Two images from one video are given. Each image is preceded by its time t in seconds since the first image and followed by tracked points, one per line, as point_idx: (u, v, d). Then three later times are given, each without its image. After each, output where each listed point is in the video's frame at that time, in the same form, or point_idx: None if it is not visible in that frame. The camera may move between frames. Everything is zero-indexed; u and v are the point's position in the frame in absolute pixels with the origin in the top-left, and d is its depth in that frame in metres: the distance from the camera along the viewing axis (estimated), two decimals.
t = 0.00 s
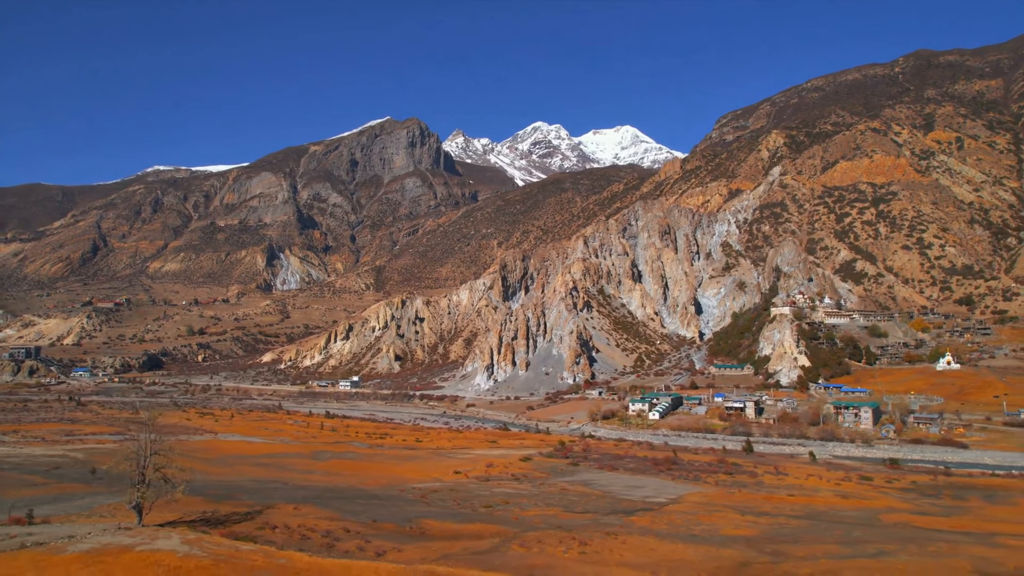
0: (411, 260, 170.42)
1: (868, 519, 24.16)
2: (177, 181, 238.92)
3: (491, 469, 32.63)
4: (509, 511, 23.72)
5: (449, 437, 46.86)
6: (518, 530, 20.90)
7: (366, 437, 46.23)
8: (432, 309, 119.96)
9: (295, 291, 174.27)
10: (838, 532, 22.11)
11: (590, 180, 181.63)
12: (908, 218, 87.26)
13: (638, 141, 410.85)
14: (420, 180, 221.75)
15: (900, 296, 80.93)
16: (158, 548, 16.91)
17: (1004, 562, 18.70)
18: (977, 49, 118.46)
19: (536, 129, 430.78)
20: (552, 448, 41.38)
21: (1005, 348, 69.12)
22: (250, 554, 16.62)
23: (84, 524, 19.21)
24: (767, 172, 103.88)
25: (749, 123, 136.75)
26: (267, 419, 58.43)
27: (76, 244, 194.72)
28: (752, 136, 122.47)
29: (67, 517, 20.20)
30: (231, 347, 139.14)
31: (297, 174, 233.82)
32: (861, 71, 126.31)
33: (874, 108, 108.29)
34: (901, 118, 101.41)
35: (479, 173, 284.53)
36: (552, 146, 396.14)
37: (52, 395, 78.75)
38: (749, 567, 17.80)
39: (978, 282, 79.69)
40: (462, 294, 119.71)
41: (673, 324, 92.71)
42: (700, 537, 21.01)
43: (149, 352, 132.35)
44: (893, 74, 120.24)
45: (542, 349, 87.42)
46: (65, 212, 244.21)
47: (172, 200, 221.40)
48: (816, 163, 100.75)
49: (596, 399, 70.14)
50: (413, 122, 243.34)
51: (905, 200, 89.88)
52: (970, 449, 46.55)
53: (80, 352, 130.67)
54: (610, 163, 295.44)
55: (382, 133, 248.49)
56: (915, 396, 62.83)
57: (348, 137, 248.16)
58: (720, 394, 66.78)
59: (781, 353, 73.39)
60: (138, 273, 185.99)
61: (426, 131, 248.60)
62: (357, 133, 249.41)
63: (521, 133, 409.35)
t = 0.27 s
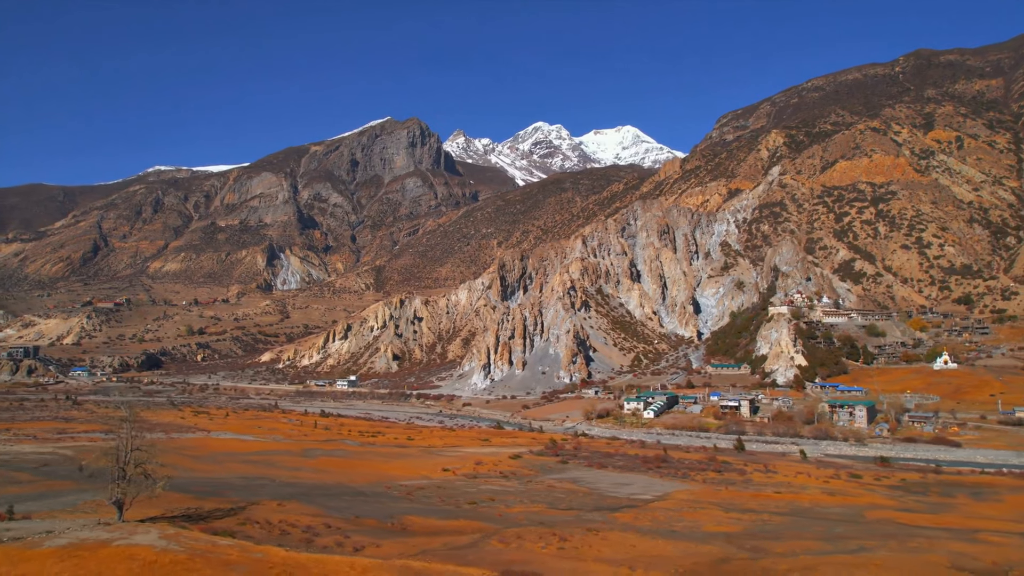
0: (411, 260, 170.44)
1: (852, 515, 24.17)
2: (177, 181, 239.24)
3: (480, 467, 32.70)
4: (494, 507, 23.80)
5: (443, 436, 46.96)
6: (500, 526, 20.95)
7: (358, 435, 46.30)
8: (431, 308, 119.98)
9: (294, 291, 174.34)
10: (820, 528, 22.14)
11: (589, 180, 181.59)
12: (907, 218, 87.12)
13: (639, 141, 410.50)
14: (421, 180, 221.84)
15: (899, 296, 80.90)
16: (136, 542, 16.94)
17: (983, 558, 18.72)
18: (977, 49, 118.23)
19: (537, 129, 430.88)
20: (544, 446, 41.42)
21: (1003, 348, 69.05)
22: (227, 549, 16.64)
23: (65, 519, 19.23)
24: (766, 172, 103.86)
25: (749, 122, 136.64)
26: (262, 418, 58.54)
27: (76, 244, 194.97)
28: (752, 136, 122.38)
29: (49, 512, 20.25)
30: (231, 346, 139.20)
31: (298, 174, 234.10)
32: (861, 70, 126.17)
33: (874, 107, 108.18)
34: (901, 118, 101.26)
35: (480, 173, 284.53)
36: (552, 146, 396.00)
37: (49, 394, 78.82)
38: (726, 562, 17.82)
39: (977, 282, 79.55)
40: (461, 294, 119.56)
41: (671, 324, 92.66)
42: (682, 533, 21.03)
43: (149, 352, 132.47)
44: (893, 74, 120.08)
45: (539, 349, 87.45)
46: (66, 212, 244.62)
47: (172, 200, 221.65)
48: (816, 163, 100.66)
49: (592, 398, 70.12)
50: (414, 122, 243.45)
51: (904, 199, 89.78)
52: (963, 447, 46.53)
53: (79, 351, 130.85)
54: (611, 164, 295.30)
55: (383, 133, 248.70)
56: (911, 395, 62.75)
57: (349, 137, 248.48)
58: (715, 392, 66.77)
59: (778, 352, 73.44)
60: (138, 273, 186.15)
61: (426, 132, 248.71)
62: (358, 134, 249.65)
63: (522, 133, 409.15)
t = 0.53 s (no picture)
0: (411, 260, 170.48)
1: (836, 512, 24.18)
2: (178, 181, 239.58)
3: (468, 465, 32.76)
4: (477, 504, 23.84)
5: (436, 434, 47.03)
6: (481, 522, 20.98)
7: (351, 433, 46.39)
8: (429, 308, 120.05)
9: (294, 290, 174.44)
10: (802, 524, 22.14)
11: (590, 180, 181.58)
12: (906, 217, 86.98)
13: (641, 141, 410.36)
14: (421, 180, 221.94)
15: (897, 295, 80.88)
16: (113, 537, 16.96)
17: (961, 554, 18.74)
18: (978, 48, 118.03)
19: (538, 129, 431.04)
20: (535, 444, 41.46)
21: (1000, 347, 69.02)
22: (203, 544, 16.65)
23: (45, 515, 19.26)
24: (765, 172, 103.82)
25: (749, 122, 136.58)
26: (258, 416, 58.65)
27: (77, 244, 195.34)
28: (751, 136, 122.31)
29: (30, 509, 20.30)
30: (230, 346, 139.31)
31: (299, 174, 234.46)
32: (862, 70, 126.07)
33: (874, 107, 108.11)
34: (901, 117, 101.11)
35: (481, 173, 284.51)
36: (553, 146, 395.91)
37: (47, 393, 78.98)
38: (704, 558, 17.83)
39: (975, 281, 79.46)
40: (459, 293, 119.44)
41: (669, 323, 92.67)
42: (662, 529, 21.04)
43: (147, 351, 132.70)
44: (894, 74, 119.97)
45: (536, 348, 87.49)
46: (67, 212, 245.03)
47: (173, 200, 221.91)
48: (815, 162, 100.60)
49: (587, 397, 70.20)
50: (414, 122, 243.52)
51: (903, 199, 89.66)
52: (956, 446, 46.52)
53: (78, 351, 131.09)
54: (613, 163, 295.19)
55: (384, 133, 248.85)
56: (907, 394, 62.69)
57: (350, 137, 248.74)
58: (711, 391, 66.84)
59: (775, 351, 73.46)
60: (139, 273, 186.30)
61: (427, 132, 248.80)
62: (358, 134, 249.93)
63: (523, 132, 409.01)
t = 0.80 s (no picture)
0: (411, 259, 170.52)
1: (819, 509, 24.21)
2: (179, 181, 239.81)
3: (456, 462, 32.83)
4: (460, 500, 23.90)
5: (428, 432, 47.13)
6: (461, 518, 21.02)
7: (343, 431, 46.47)
8: (427, 307, 120.08)
9: (294, 290, 174.51)
10: (783, 521, 22.17)
11: (590, 180, 181.53)
12: (905, 217, 86.81)
13: (642, 141, 410.26)
14: (422, 180, 222.02)
15: (896, 295, 80.92)
16: (91, 532, 16.98)
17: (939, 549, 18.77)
18: (979, 48, 117.85)
19: (539, 129, 431.31)
20: (526, 442, 41.52)
21: (998, 346, 68.95)
22: (180, 539, 16.67)
23: (25, 511, 19.31)
24: (765, 172, 103.79)
25: (749, 122, 136.47)
26: (253, 415, 58.76)
27: (77, 243, 195.63)
28: (751, 135, 122.24)
29: (11, 505, 20.33)
30: (229, 345, 139.37)
31: (299, 174, 234.75)
32: (862, 70, 125.96)
33: (874, 106, 108.04)
34: (901, 117, 100.91)
35: (481, 173, 284.48)
36: (554, 146, 395.75)
37: (44, 392, 79.10)
38: (681, 554, 17.86)
39: (974, 281, 79.29)
40: (458, 292, 119.31)
41: (667, 322, 92.66)
42: (643, 525, 21.07)
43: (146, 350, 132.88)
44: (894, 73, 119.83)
45: (532, 347, 87.46)
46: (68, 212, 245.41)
47: (173, 200, 222.09)
48: (814, 162, 100.50)
49: (582, 395, 70.27)
50: (415, 121, 243.54)
51: (902, 198, 89.47)
52: (948, 445, 46.50)
53: (77, 350, 131.27)
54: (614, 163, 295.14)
55: (384, 133, 248.95)
56: (903, 394, 62.65)
57: (351, 137, 249.01)
58: (706, 390, 66.83)
59: (771, 351, 73.48)
60: (140, 273, 186.44)
61: (428, 132, 248.90)
62: (359, 134, 250.14)
63: (524, 132, 408.83)
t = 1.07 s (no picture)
0: (411, 259, 170.49)
1: (803, 506, 24.22)
2: (179, 181, 240.17)
3: (444, 460, 32.89)
4: (444, 497, 23.95)
5: (421, 431, 47.19)
6: (442, 515, 21.05)
7: (336, 430, 46.59)
8: (426, 307, 120.15)
9: (294, 290, 174.62)
10: (765, 517, 22.16)
11: (590, 180, 181.32)
12: (904, 216, 86.69)
13: (643, 140, 410.14)
14: (423, 180, 222.15)
15: (895, 294, 80.97)
16: (69, 528, 17.00)
17: (919, 546, 18.76)
18: (979, 47, 117.71)
19: (540, 129, 431.66)
20: (517, 440, 41.58)
21: (996, 346, 68.94)
22: (157, 535, 16.68)
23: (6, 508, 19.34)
24: (764, 171, 103.79)
25: (749, 122, 136.45)
26: (248, 414, 58.86)
27: (78, 244, 196.00)
28: (751, 135, 122.21)
29: None
30: (229, 345, 139.51)
31: (300, 174, 235.07)
32: (862, 69, 125.88)
33: (874, 106, 107.94)
34: (901, 116, 100.75)
35: (481, 173, 284.53)
36: (554, 146, 395.70)
37: (43, 391, 79.29)
38: (658, 550, 17.86)
39: (973, 280, 79.37)
40: (456, 292, 119.27)
41: (665, 322, 92.75)
42: (624, 521, 21.07)
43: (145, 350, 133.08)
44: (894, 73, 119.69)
45: (529, 346, 87.48)
46: (69, 213, 245.79)
47: (174, 200, 222.45)
48: (814, 162, 100.45)
49: (578, 395, 70.34)
50: (415, 122, 243.66)
51: (901, 198, 89.37)
52: (941, 443, 46.53)
53: (76, 350, 131.52)
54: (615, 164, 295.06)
55: (385, 133, 249.10)
56: (899, 393, 62.63)
57: (352, 138, 249.41)
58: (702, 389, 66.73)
59: (768, 350, 73.51)
60: (140, 273, 186.63)
61: (428, 132, 249.06)
62: (359, 134, 250.52)
63: (525, 132, 408.71)
